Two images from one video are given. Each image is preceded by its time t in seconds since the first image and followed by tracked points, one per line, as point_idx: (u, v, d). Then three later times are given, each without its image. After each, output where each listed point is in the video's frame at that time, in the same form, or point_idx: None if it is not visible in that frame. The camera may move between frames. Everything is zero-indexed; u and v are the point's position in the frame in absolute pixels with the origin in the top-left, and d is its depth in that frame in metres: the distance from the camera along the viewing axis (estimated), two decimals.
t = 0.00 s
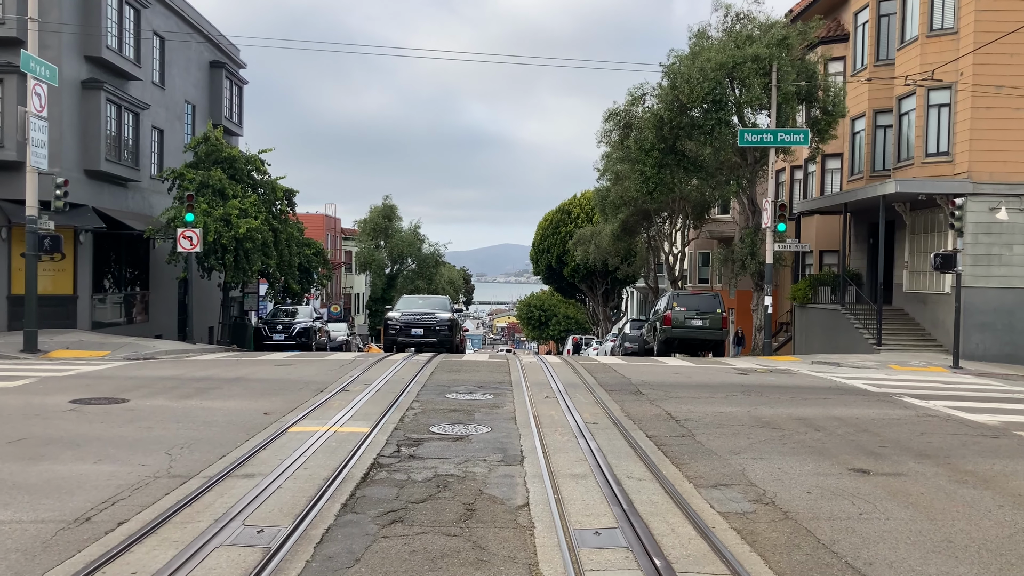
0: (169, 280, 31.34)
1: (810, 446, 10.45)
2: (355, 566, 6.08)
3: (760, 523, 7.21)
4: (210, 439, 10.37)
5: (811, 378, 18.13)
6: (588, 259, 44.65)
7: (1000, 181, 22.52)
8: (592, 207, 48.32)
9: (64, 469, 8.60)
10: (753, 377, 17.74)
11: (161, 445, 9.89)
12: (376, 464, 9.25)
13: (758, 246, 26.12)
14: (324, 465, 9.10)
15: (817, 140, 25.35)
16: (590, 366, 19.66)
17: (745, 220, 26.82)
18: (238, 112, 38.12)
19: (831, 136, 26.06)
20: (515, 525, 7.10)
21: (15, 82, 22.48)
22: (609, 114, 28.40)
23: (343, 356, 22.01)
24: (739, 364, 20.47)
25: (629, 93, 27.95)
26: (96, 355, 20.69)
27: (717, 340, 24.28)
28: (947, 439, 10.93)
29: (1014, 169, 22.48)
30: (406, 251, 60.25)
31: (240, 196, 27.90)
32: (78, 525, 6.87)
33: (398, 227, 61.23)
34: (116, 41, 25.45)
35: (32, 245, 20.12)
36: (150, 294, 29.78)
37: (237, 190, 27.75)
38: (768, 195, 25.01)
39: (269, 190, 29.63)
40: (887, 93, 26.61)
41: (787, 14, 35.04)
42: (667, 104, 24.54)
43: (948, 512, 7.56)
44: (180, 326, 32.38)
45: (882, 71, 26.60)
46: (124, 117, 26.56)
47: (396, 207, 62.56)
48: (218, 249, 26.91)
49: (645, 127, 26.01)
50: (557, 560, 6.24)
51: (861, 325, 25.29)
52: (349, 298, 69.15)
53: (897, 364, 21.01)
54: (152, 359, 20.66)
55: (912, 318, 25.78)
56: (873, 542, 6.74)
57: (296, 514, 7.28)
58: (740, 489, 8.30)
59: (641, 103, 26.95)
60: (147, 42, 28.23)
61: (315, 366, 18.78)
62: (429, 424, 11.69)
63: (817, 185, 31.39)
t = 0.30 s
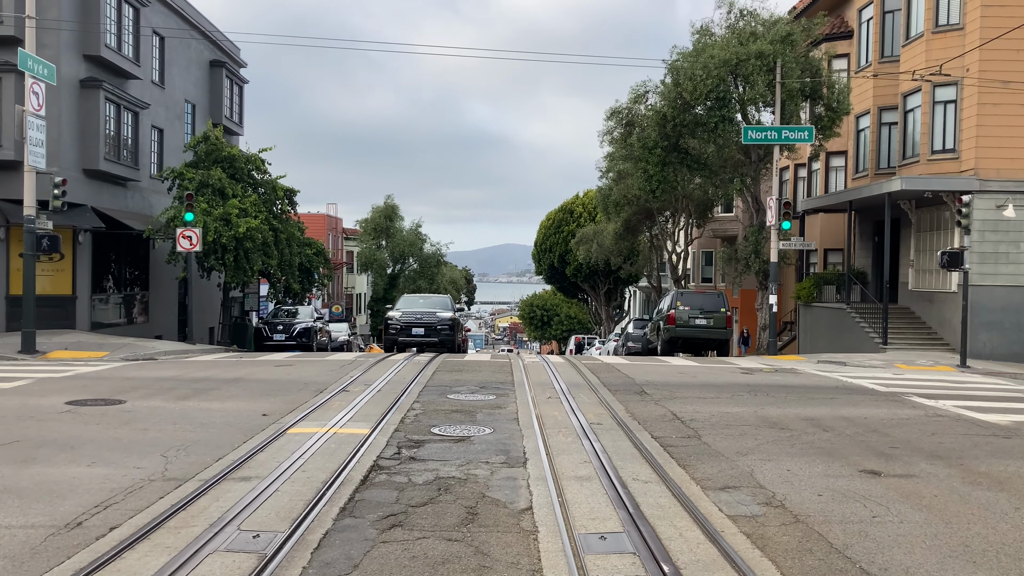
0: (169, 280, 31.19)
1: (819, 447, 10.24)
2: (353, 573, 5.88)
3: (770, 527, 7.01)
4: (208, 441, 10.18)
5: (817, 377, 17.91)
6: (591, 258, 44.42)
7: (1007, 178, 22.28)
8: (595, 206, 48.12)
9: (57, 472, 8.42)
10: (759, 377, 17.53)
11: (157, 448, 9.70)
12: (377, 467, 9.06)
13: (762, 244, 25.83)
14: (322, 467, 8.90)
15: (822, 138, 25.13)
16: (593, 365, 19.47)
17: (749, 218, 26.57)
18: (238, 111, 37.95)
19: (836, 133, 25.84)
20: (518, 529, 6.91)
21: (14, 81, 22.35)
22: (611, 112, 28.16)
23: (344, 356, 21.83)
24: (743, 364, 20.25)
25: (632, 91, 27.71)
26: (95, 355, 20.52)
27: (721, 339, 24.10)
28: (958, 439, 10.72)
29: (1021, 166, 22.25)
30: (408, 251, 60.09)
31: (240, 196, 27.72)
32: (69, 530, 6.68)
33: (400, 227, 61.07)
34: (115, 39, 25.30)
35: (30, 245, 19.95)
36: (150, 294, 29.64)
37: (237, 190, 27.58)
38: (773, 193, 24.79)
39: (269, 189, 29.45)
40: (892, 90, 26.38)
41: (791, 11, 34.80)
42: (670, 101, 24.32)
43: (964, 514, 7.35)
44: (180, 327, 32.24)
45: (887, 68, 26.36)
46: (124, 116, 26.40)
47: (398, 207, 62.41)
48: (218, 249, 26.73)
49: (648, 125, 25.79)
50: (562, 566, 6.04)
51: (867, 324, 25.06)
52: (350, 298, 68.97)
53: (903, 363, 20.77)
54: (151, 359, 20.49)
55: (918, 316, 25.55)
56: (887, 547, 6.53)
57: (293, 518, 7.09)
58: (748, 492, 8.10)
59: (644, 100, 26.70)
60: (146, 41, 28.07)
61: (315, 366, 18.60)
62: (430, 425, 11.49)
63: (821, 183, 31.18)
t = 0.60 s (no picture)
0: (165, 282, 30.92)
1: (826, 450, 9.99)
2: None
3: (780, 534, 6.76)
4: (200, 446, 9.92)
5: (820, 379, 17.68)
6: (590, 259, 44.19)
7: (1011, 177, 22.08)
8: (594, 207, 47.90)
9: (42, 478, 8.17)
10: (761, 379, 17.30)
11: (148, 452, 9.45)
12: (373, 472, 8.81)
13: (764, 244, 25.57)
14: (316, 473, 8.66)
15: (824, 138, 24.93)
16: (593, 367, 19.25)
17: (750, 219, 26.32)
18: (236, 112, 37.74)
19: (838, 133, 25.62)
20: (519, 537, 6.66)
21: (7, 81, 22.18)
22: (611, 112, 27.89)
23: (341, 358, 21.58)
24: (745, 365, 20.02)
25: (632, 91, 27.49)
26: (89, 358, 20.26)
27: (723, 341, 23.86)
28: (968, 442, 10.48)
29: None
30: (406, 253, 59.82)
31: (237, 197, 27.48)
32: (52, 540, 6.42)
33: (398, 229, 60.83)
34: (110, 39, 25.08)
35: (24, 246, 19.70)
36: (146, 297, 29.39)
37: (233, 191, 27.33)
38: (774, 193, 24.57)
39: (266, 190, 29.18)
40: (895, 89, 26.19)
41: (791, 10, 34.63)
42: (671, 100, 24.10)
43: (979, 521, 7.11)
44: (176, 329, 31.96)
45: (888, 67, 26.17)
46: (119, 117, 26.17)
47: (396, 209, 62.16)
48: (214, 251, 26.48)
49: (648, 124, 25.56)
50: None
51: (869, 325, 24.85)
52: (349, 300, 68.69)
53: (907, 364, 20.54)
54: (146, 362, 20.23)
55: (921, 318, 25.32)
56: (902, 555, 6.28)
57: (285, 526, 6.85)
58: (756, 497, 7.86)
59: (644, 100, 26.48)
60: (142, 41, 27.85)
61: (311, 369, 18.33)
62: (428, 429, 11.24)
63: (822, 183, 31.01)
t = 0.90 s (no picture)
0: (158, 284, 30.56)
1: (833, 455, 9.70)
2: None
3: (789, 544, 6.46)
4: (186, 451, 9.60)
5: (822, 381, 17.41)
6: (587, 261, 43.89)
7: (1013, 177, 21.86)
8: (591, 208, 47.60)
9: (20, 486, 7.83)
10: (762, 381, 17.03)
11: (132, 458, 9.12)
12: (365, 479, 8.49)
13: (763, 244, 25.21)
14: (306, 480, 8.33)
15: (824, 137, 24.69)
16: (591, 370, 18.95)
17: (748, 220, 26.02)
18: (230, 113, 37.40)
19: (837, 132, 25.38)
20: (516, 548, 6.35)
21: None
22: (609, 111, 27.54)
23: (335, 361, 21.26)
24: (745, 368, 19.74)
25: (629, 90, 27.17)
26: (79, 361, 19.91)
27: (722, 343, 23.58)
28: (977, 446, 10.21)
29: None
30: (402, 255, 59.44)
31: (230, 197, 27.14)
32: (24, 552, 6.09)
33: (394, 231, 60.49)
34: (100, 37, 24.74)
35: (12, 247, 19.34)
36: (138, 299, 29.00)
37: (227, 192, 26.99)
38: (774, 194, 24.29)
39: (260, 191, 28.81)
40: (895, 89, 25.95)
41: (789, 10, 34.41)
42: (669, 99, 23.82)
43: (996, 530, 6.82)
44: (168, 332, 31.57)
45: (888, 67, 25.95)
46: (110, 117, 25.82)
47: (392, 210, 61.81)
48: (207, 252, 26.14)
49: (646, 124, 25.26)
50: None
51: (870, 327, 24.60)
52: (344, 303, 68.28)
53: (909, 366, 20.27)
54: (137, 365, 19.88)
55: (922, 320, 25.08)
56: (919, 567, 5.98)
57: (271, 536, 6.53)
58: (762, 505, 7.56)
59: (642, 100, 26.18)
60: (133, 40, 27.52)
61: (305, 372, 18.00)
62: (423, 434, 10.93)
63: (821, 184, 30.81)
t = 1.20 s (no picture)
0: (150, 285, 30.12)
1: (842, 459, 9.35)
2: None
3: (803, 556, 6.10)
4: (171, 457, 9.22)
5: (825, 383, 17.09)
6: (584, 262, 43.50)
7: (1017, 176, 21.56)
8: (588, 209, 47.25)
9: None
10: (764, 383, 16.69)
11: (113, 464, 8.73)
12: (355, 486, 8.11)
13: (763, 245, 24.74)
14: (294, 487, 7.96)
15: (824, 135, 24.36)
16: (590, 372, 18.61)
17: (747, 220, 25.61)
18: (223, 112, 37.00)
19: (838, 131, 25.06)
20: (515, 560, 5.99)
21: None
22: (606, 110, 27.07)
23: (329, 363, 20.89)
24: (747, 369, 19.39)
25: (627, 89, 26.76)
26: (67, 363, 19.49)
27: (722, 344, 23.24)
28: (991, 450, 9.87)
29: None
30: (398, 256, 59.01)
31: (223, 197, 26.74)
32: None
33: (390, 232, 60.08)
34: (90, 34, 24.34)
35: None
36: (130, 300, 28.55)
37: (219, 191, 26.58)
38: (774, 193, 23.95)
39: (253, 190, 28.39)
40: (895, 87, 25.64)
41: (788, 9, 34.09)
42: (668, 97, 23.45)
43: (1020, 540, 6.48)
44: (160, 333, 31.12)
45: (889, 65, 25.65)
46: (101, 115, 25.41)
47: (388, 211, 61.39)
48: (199, 252, 25.72)
49: (644, 123, 24.89)
50: None
51: (872, 328, 24.28)
52: (340, 304, 67.86)
53: (912, 368, 19.93)
54: (126, 367, 19.46)
55: (924, 320, 24.77)
56: None
57: (254, 548, 6.16)
58: (772, 513, 7.20)
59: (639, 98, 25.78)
60: (125, 38, 27.12)
61: (297, 374, 17.62)
62: (417, 438, 10.55)
63: (821, 184, 30.53)
